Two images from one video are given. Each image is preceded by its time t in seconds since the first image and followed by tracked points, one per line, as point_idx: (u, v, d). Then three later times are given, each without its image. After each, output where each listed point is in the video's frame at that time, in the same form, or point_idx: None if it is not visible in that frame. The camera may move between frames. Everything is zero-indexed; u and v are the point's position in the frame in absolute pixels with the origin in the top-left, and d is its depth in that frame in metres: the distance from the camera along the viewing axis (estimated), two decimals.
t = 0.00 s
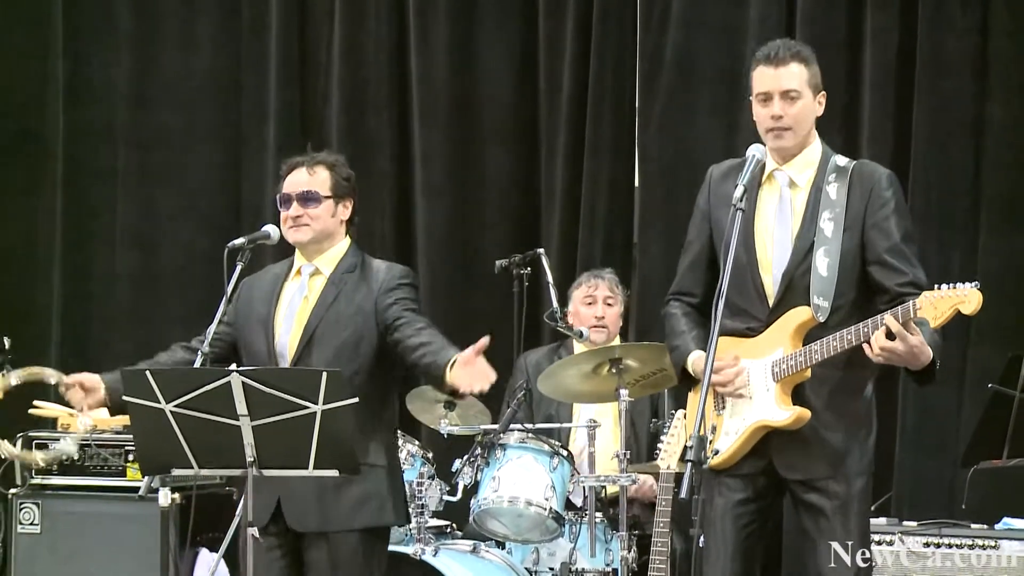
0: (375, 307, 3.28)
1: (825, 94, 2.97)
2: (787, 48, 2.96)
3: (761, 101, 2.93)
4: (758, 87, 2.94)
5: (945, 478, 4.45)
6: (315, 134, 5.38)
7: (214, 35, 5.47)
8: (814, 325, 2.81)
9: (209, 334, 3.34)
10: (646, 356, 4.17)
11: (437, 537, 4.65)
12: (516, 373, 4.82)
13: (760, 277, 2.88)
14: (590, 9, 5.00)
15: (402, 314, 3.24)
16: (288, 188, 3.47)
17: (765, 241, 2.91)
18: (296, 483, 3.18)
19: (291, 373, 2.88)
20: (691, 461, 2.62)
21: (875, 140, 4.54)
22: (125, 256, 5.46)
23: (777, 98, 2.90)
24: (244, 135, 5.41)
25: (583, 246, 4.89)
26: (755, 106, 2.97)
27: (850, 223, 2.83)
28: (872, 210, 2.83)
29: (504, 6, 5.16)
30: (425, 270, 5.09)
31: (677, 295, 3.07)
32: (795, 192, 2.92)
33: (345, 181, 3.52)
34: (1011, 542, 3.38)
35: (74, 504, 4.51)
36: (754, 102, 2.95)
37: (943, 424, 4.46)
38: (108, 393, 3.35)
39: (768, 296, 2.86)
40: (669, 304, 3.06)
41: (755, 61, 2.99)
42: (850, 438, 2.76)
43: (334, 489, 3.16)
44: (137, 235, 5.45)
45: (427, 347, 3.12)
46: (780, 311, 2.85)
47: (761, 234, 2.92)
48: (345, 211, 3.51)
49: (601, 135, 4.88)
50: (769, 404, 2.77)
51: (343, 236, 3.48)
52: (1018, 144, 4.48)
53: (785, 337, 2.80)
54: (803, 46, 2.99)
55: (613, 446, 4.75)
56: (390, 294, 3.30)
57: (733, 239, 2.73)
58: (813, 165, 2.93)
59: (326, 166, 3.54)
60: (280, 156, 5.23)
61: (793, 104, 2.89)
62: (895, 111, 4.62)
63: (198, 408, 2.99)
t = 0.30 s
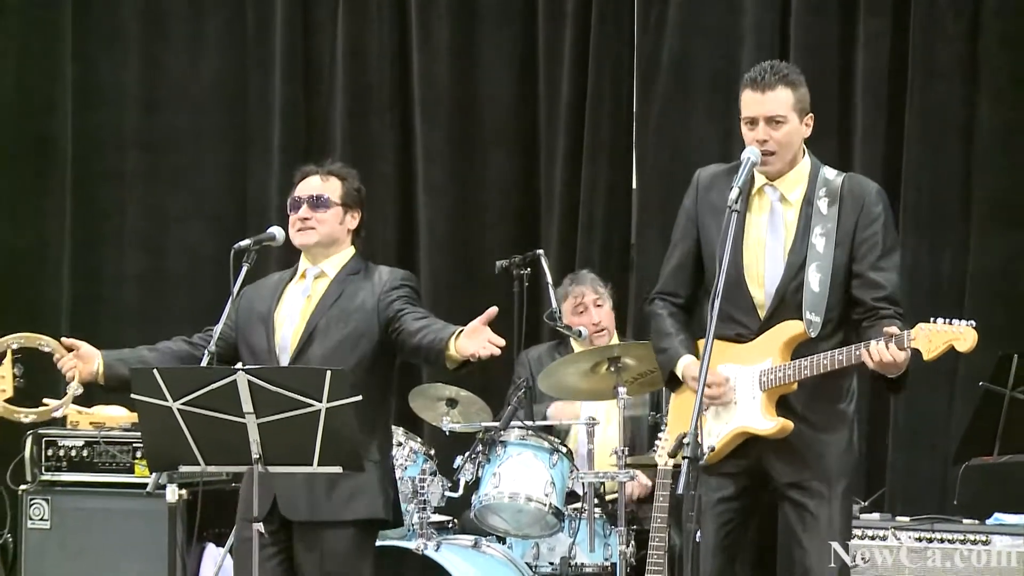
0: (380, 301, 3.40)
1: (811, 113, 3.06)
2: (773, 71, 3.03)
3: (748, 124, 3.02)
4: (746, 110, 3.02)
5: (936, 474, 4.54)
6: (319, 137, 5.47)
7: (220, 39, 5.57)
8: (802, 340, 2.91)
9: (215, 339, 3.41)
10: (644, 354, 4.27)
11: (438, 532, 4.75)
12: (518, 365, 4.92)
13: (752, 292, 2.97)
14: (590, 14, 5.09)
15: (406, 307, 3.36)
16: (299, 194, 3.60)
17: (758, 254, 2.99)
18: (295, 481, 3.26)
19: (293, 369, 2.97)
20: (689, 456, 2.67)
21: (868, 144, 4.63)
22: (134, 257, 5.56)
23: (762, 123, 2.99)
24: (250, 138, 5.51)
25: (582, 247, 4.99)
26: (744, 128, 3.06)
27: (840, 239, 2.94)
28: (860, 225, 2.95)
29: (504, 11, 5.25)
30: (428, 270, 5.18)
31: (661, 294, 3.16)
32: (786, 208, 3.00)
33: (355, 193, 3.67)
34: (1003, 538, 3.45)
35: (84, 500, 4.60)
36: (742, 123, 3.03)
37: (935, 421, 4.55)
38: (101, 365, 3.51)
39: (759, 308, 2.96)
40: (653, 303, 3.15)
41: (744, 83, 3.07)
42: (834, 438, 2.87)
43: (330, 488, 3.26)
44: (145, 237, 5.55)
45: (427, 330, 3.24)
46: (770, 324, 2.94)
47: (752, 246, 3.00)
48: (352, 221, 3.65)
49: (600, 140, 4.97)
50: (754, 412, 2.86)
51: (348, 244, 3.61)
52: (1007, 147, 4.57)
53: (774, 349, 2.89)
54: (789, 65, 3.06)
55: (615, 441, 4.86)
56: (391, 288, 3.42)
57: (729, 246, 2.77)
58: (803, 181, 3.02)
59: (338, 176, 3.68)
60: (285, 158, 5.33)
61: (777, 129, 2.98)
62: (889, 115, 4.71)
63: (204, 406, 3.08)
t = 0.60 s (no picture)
0: (380, 302, 3.51)
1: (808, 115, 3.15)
2: (775, 74, 3.13)
3: (750, 125, 3.10)
4: (748, 112, 3.11)
5: (932, 469, 4.63)
6: (327, 138, 5.57)
7: (230, 43, 5.67)
8: (785, 341, 3.01)
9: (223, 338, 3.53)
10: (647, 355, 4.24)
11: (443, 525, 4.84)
12: (519, 363, 5.03)
13: (742, 293, 3.07)
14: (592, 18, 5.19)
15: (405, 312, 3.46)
16: (293, 195, 3.66)
17: (749, 257, 3.09)
18: (305, 476, 3.35)
19: (308, 369, 3.07)
20: (689, 451, 2.74)
21: (865, 145, 4.72)
22: (145, 256, 5.65)
23: (766, 122, 3.08)
24: (259, 139, 5.61)
25: (585, 246, 5.09)
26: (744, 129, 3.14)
27: (831, 248, 3.02)
28: (851, 237, 3.03)
29: (508, 15, 5.35)
30: (433, 269, 5.27)
31: (651, 295, 3.26)
32: (780, 212, 3.10)
33: (349, 191, 3.73)
34: (996, 531, 3.68)
35: (97, 494, 4.70)
36: (743, 125, 3.11)
37: (930, 417, 4.64)
38: (113, 367, 3.63)
39: (746, 310, 3.06)
40: (642, 303, 3.25)
41: (745, 83, 3.17)
42: (822, 434, 2.99)
43: (342, 483, 3.36)
44: (156, 236, 5.65)
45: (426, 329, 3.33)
46: (755, 324, 3.03)
47: (745, 250, 3.11)
48: (345, 219, 3.71)
49: (602, 141, 5.07)
50: (738, 412, 2.97)
51: (344, 242, 3.67)
52: (1000, 149, 4.66)
53: (757, 350, 2.99)
54: (787, 69, 3.16)
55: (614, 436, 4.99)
56: (388, 294, 3.52)
57: (727, 245, 2.82)
58: (799, 187, 3.11)
59: (330, 175, 3.74)
60: (293, 159, 5.43)
61: (781, 128, 3.07)
62: (885, 117, 4.80)
63: (214, 402, 3.17)
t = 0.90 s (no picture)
0: (381, 304, 3.58)
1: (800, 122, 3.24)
2: (766, 82, 3.22)
3: (748, 132, 3.18)
4: (745, 119, 3.19)
5: (927, 466, 4.73)
6: (334, 141, 5.67)
7: (239, 48, 5.76)
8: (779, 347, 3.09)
9: (233, 337, 3.63)
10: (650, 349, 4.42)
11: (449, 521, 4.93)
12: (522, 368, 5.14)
13: (735, 299, 3.17)
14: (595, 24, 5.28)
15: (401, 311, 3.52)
16: (299, 199, 3.74)
17: (743, 264, 3.19)
18: (316, 473, 3.44)
19: (315, 368, 3.15)
20: (689, 447, 2.78)
21: (863, 148, 4.81)
22: (155, 257, 5.74)
23: (763, 128, 3.16)
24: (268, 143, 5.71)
25: (587, 247, 5.18)
26: (740, 135, 3.23)
27: (823, 255, 3.12)
28: (843, 244, 3.12)
29: (512, 21, 5.44)
30: (438, 270, 5.36)
31: (646, 301, 3.33)
32: (773, 220, 3.20)
33: (354, 193, 3.81)
34: (991, 526, 3.78)
35: (109, 490, 4.79)
36: (740, 132, 3.20)
37: (926, 416, 4.74)
38: (131, 376, 3.70)
39: (739, 316, 3.16)
40: (637, 309, 3.32)
41: (737, 93, 3.25)
42: (818, 431, 3.08)
43: (350, 480, 3.44)
44: (166, 237, 5.74)
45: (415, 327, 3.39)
46: (749, 330, 3.14)
47: (738, 257, 3.20)
48: (350, 221, 3.80)
49: (604, 145, 5.17)
50: (732, 416, 3.06)
51: (348, 243, 3.76)
52: (995, 153, 4.75)
53: (751, 356, 3.08)
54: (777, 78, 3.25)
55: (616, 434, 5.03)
56: (388, 292, 3.59)
57: (728, 246, 2.87)
58: (791, 196, 3.21)
59: (336, 178, 3.82)
60: (301, 162, 5.52)
61: (777, 134, 3.16)
62: (882, 121, 4.89)
63: (223, 399, 3.24)
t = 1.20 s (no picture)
0: (379, 301, 3.70)
1: (804, 131, 3.31)
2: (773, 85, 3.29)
3: (749, 132, 3.26)
4: (747, 119, 3.26)
5: (926, 464, 4.82)
6: (343, 144, 5.77)
7: (251, 54, 5.88)
8: (777, 345, 3.18)
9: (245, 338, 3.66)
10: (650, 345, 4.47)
11: (455, 517, 5.03)
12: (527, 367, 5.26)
13: (734, 298, 3.25)
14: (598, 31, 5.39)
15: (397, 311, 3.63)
16: (301, 201, 3.76)
17: (741, 263, 3.27)
18: (330, 470, 3.54)
19: (323, 366, 3.22)
20: (692, 446, 2.87)
21: (862, 151, 4.91)
22: (168, 259, 5.85)
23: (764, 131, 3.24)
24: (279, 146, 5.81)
25: (592, 249, 5.28)
26: (742, 135, 3.30)
27: (819, 255, 3.21)
28: (839, 244, 3.22)
29: (518, 27, 5.55)
30: (446, 271, 5.47)
31: (645, 299, 3.42)
32: (770, 220, 3.28)
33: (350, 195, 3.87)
34: (987, 522, 3.86)
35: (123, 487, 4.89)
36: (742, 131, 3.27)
37: (923, 414, 4.83)
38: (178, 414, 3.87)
39: (737, 315, 3.25)
40: (637, 306, 3.41)
41: (751, 90, 3.31)
42: (815, 426, 3.18)
43: (363, 476, 3.52)
44: (179, 239, 5.84)
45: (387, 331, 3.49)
46: (748, 328, 3.23)
47: (737, 257, 3.27)
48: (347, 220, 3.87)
49: (608, 149, 5.28)
50: (732, 414, 3.16)
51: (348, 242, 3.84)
52: (991, 156, 4.85)
53: (751, 353, 3.17)
54: (787, 82, 3.32)
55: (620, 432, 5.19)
56: (392, 287, 3.71)
57: (728, 245, 2.98)
58: (788, 196, 3.29)
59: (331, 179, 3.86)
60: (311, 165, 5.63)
61: (777, 139, 3.25)
62: (880, 125, 4.99)
63: (234, 398, 3.34)
